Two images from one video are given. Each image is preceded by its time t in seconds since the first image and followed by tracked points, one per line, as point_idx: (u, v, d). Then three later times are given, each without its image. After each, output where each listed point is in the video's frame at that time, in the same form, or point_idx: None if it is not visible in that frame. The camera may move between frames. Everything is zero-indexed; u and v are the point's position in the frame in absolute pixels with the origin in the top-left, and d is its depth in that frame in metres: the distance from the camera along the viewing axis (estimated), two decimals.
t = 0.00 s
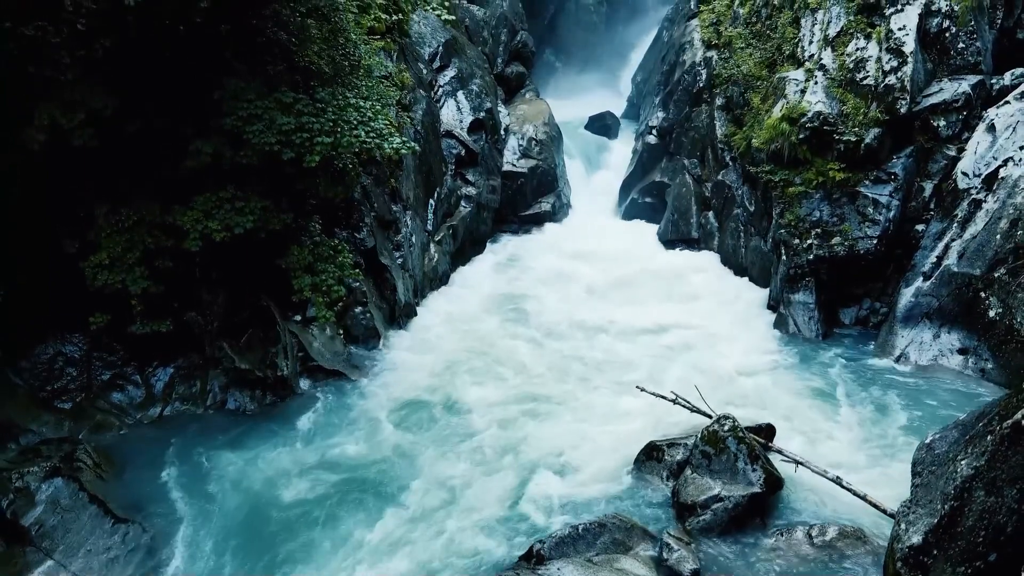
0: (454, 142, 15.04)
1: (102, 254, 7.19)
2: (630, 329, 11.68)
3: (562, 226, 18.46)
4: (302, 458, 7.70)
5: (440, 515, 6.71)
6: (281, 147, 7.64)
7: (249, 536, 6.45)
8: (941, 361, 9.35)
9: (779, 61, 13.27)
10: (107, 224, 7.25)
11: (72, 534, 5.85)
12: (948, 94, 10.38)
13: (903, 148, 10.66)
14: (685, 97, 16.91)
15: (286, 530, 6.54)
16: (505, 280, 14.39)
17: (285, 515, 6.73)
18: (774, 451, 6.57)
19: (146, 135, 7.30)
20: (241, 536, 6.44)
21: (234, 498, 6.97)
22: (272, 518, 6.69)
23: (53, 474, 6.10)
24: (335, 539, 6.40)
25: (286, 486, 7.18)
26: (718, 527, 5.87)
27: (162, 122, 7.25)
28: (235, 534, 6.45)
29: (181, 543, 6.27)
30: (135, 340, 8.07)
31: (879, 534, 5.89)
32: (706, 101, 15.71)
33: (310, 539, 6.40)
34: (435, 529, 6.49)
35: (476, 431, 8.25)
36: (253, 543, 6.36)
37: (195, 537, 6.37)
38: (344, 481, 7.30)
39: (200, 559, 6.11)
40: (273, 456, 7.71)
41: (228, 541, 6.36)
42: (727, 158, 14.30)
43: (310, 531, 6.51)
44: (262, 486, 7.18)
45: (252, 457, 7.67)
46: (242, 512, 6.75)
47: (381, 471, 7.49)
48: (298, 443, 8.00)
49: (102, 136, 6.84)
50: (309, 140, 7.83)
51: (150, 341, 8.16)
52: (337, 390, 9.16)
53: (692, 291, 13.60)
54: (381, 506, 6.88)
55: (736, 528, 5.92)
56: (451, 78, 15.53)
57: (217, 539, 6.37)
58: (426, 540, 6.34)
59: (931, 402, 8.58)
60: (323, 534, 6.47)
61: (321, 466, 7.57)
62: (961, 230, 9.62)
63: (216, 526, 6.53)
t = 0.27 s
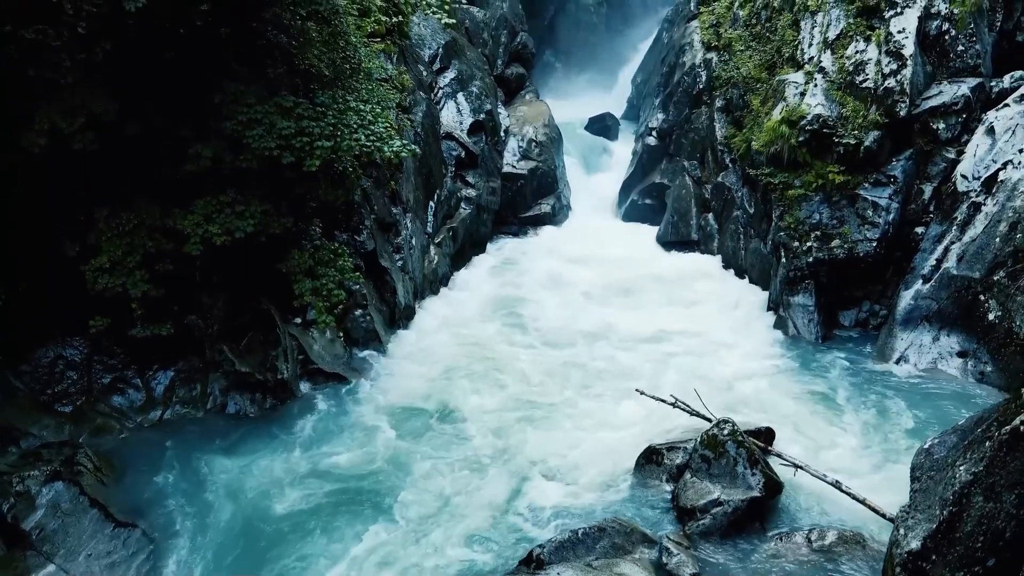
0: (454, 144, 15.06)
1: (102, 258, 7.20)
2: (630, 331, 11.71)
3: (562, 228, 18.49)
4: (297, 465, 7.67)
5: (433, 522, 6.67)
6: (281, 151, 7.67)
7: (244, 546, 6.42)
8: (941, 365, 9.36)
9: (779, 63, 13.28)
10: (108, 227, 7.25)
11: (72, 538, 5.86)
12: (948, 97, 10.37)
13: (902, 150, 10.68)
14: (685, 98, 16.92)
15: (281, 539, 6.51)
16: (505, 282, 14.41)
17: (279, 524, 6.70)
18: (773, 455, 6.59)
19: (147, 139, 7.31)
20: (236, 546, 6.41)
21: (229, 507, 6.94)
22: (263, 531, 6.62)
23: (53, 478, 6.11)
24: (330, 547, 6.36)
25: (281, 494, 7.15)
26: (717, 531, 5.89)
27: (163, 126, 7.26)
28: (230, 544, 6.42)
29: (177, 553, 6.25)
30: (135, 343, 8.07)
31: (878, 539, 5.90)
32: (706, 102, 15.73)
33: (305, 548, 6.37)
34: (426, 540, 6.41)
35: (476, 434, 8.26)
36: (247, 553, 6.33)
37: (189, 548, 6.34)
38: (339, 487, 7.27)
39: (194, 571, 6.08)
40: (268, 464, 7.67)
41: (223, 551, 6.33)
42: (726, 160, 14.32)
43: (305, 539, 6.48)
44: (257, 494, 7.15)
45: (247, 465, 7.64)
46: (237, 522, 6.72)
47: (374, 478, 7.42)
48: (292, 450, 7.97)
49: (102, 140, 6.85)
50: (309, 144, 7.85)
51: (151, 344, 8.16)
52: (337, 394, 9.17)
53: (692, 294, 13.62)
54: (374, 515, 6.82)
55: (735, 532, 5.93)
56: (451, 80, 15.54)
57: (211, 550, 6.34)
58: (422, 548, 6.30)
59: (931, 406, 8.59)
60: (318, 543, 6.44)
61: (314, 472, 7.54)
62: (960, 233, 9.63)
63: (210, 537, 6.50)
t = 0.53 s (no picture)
0: (454, 146, 15.06)
1: (103, 262, 7.21)
2: (630, 333, 11.73)
3: (562, 229, 18.51)
4: (290, 472, 7.60)
5: (428, 528, 6.64)
6: (281, 154, 7.68)
7: (237, 556, 6.34)
8: (940, 367, 9.37)
9: (779, 65, 13.29)
10: (108, 230, 7.25)
11: (72, 541, 5.86)
12: (947, 99, 10.38)
13: (902, 153, 10.69)
14: (685, 100, 16.92)
15: (274, 549, 6.42)
16: (505, 284, 14.43)
17: (273, 534, 6.61)
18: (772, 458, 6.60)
19: (147, 143, 7.33)
20: (230, 557, 6.33)
21: (223, 515, 6.86)
22: (253, 542, 6.51)
23: (54, 481, 6.11)
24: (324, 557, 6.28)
25: (275, 502, 7.07)
26: (717, 535, 5.91)
27: (163, 130, 7.28)
28: (222, 555, 6.34)
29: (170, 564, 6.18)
30: (136, 346, 8.10)
31: (876, 542, 5.92)
32: (706, 104, 15.74)
33: (300, 558, 6.29)
34: (423, 546, 6.39)
35: (475, 437, 8.27)
36: (240, 563, 6.25)
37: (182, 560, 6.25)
38: (333, 494, 7.20)
39: None
40: (262, 471, 7.59)
41: (216, 562, 6.25)
42: (726, 162, 14.33)
43: (299, 549, 6.40)
44: (251, 502, 7.08)
45: (240, 472, 7.56)
46: (230, 532, 6.64)
47: (368, 485, 7.35)
48: (286, 456, 7.89)
49: (103, 143, 6.86)
50: (309, 148, 7.87)
51: (151, 347, 8.18)
52: (337, 396, 9.19)
53: (692, 295, 13.64)
54: (367, 523, 6.75)
55: (734, 535, 5.96)
56: (451, 82, 15.55)
57: (204, 562, 6.25)
58: (418, 558, 6.22)
59: (932, 408, 8.60)
60: (313, 552, 6.36)
61: (308, 480, 7.47)
62: (960, 235, 9.64)
63: (204, 548, 6.42)
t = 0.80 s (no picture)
0: (454, 147, 15.06)
1: (103, 265, 7.20)
2: (630, 336, 11.75)
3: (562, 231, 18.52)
4: (285, 480, 7.51)
5: (425, 540, 6.54)
6: (281, 159, 7.68)
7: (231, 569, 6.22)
8: (939, 370, 9.38)
9: (779, 67, 13.30)
10: (108, 234, 7.26)
11: (73, 545, 5.89)
12: (947, 102, 10.40)
13: (901, 155, 10.69)
14: (685, 101, 16.93)
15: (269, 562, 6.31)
16: (505, 286, 14.44)
17: (268, 546, 6.51)
18: (772, 462, 6.62)
19: (148, 146, 7.34)
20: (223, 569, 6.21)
21: (217, 525, 6.75)
22: (243, 556, 6.38)
23: (54, 485, 6.12)
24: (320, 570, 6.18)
25: (269, 512, 6.97)
26: (716, 539, 5.93)
27: (164, 133, 7.30)
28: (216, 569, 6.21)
29: None
30: (136, 350, 8.10)
31: (875, 546, 5.92)
32: (706, 106, 15.74)
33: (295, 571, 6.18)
34: (422, 560, 6.28)
35: (475, 442, 8.28)
36: None
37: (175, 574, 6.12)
38: (328, 504, 7.10)
39: None
40: (255, 480, 7.49)
41: None
42: (726, 164, 14.34)
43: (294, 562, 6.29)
44: (245, 511, 6.98)
45: (234, 482, 7.45)
46: (224, 543, 6.53)
47: (363, 495, 7.27)
48: (280, 465, 7.80)
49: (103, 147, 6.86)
50: (310, 152, 7.87)
51: (151, 351, 8.18)
52: (336, 400, 9.20)
53: (691, 298, 13.66)
54: (362, 534, 6.65)
55: (733, 539, 5.98)
56: (451, 83, 15.55)
57: None
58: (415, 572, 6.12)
59: (933, 411, 8.60)
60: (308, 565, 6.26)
61: (303, 489, 7.38)
62: (959, 237, 9.64)
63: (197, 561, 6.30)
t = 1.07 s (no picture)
0: (454, 150, 15.10)
1: (104, 269, 7.20)
2: (630, 339, 11.77)
3: (562, 232, 18.54)
4: (280, 488, 7.44)
5: (422, 554, 6.39)
6: (281, 164, 7.64)
7: None
8: (939, 372, 9.39)
9: (778, 70, 13.32)
10: (108, 238, 7.24)
11: (74, 549, 5.90)
12: (946, 105, 10.43)
13: (901, 158, 10.70)
14: (685, 103, 16.95)
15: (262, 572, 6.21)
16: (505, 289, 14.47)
17: (262, 556, 6.41)
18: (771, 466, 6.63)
19: (149, 151, 7.36)
20: None
21: (211, 535, 6.67)
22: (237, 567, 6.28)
23: (55, 489, 6.14)
24: None
25: (263, 521, 6.89)
26: (716, 544, 5.95)
27: (164, 138, 7.31)
28: None
29: None
30: (136, 353, 8.10)
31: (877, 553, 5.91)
32: (706, 107, 15.76)
33: None
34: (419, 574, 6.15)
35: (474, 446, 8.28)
36: None
37: None
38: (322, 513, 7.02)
39: None
40: (250, 489, 7.41)
41: None
42: (725, 166, 14.34)
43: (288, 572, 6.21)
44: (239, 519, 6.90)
45: (228, 490, 7.38)
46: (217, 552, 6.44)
47: (359, 503, 7.20)
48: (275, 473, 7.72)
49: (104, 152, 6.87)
50: (310, 157, 7.81)
51: (152, 354, 8.19)
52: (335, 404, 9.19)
53: (691, 301, 13.69)
54: (358, 543, 6.58)
55: (733, 544, 6.00)
56: (451, 85, 15.57)
57: None
58: None
59: (934, 414, 8.61)
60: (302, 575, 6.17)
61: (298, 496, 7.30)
62: (959, 240, 9.63)
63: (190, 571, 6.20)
